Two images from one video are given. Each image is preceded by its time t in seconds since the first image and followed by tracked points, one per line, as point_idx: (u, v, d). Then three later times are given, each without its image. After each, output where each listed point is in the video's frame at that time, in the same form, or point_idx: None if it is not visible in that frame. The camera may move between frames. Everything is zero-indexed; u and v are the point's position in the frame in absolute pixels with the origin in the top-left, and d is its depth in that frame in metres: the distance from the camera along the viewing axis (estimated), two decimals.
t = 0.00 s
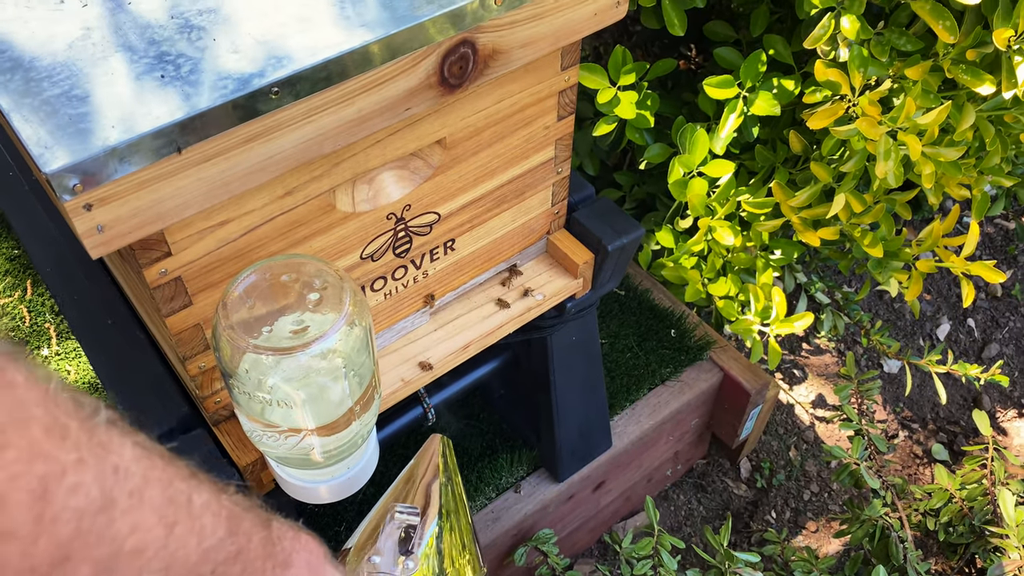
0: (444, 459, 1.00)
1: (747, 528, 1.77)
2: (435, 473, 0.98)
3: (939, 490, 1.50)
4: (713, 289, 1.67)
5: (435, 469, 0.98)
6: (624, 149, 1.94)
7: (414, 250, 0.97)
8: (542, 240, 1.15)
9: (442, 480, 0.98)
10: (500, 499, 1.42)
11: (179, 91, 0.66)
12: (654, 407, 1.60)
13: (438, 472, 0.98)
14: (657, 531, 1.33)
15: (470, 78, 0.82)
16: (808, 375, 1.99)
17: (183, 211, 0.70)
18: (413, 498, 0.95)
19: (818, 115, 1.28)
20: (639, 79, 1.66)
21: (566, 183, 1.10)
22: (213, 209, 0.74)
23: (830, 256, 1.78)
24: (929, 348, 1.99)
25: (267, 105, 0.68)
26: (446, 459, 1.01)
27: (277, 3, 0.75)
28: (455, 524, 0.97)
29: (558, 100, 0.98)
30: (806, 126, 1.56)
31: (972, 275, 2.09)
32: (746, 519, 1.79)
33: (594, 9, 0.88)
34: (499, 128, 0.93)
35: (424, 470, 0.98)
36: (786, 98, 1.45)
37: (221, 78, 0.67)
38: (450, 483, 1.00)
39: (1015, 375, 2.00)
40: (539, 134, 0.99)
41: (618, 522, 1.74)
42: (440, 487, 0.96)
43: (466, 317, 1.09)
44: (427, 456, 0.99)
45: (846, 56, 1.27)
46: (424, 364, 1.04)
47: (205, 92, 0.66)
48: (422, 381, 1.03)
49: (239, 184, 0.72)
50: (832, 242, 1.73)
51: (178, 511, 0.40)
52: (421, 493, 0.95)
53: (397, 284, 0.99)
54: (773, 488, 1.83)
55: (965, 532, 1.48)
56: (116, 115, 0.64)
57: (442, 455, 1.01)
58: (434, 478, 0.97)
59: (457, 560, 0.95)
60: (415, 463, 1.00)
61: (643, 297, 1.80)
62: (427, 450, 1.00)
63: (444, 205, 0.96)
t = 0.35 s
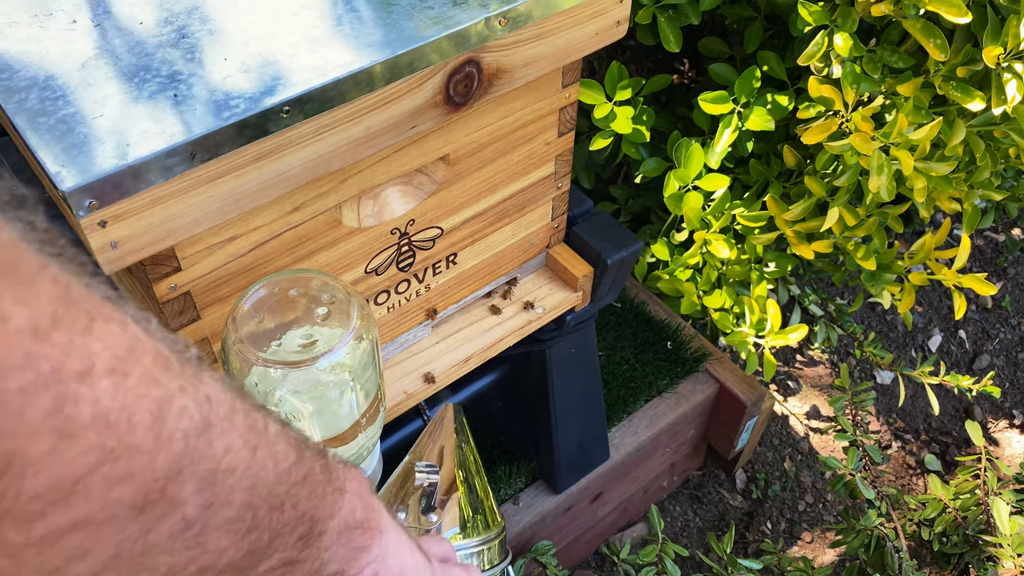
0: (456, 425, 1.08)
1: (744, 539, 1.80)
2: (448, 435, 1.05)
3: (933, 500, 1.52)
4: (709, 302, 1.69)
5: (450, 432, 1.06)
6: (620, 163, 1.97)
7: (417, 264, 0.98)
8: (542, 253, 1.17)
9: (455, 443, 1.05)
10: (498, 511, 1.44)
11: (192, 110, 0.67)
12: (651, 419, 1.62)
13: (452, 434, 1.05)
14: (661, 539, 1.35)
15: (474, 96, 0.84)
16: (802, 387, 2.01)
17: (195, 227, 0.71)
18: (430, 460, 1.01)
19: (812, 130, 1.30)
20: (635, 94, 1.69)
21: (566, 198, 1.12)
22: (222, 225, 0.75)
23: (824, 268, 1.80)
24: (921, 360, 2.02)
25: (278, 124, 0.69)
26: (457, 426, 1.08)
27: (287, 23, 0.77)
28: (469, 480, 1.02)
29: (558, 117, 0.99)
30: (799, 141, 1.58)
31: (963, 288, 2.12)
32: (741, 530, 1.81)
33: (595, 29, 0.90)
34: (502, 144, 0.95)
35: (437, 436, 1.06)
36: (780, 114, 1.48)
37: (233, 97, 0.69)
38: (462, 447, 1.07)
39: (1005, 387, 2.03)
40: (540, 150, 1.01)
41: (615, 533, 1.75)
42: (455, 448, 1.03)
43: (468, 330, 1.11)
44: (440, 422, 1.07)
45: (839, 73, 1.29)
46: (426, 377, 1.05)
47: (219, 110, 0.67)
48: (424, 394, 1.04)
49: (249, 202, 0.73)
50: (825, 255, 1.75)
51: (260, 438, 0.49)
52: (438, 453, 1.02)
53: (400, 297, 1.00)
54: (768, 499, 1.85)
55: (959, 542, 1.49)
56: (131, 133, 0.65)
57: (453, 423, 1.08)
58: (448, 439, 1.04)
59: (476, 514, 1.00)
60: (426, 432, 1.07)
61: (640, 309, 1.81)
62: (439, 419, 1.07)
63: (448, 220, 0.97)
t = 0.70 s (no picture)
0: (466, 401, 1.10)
1: (740, 548, 1.81)
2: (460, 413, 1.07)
3: (929, 509, 1.53)
4: (705, 311, 1.70)
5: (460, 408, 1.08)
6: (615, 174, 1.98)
7: (418, 275, 0.99)
8: (541, 264, 1.18)
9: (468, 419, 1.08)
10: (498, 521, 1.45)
11: (200, 124, 0.68)
12: (648, 428, 1.63)
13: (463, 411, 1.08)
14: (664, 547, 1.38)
15: (477, 110, 0.85)
16: (797, 397, 2.02)
17: (202, 240, 0.72)
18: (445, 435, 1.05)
19: (808, 142, 1.31)
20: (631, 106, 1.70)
21: (565, 210, 1.13)
22: (229, 238, 0.76)
23: (819, 278, 1.81)
24: (915, 369, 2.04)
25: (284, 138, 0.70)
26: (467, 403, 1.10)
27: (292, 38, 0.77)
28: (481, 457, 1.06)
29: (558, 130, 1.00)
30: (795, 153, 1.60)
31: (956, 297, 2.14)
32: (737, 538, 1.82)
33: (595, 45, 0.91)
34: (503, 157, 0.96)
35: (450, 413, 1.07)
36: (775, 126, 1.49)
37: (238, 111, 0.69)
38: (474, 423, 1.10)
39: (998, 395, 2.05)
40: (540, 163, 1.02)
41: (612, 543, 1.76)
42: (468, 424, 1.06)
43: (469, 341, 1.12)
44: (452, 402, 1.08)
45: (834, 86, 1.31)
46: (428, 388, 1.06)
47: (228, 124, 0.68)
48: (425, 405, 1.05)
49: (256, 215, 0.74)
50: (820, 265, 1.77)
51: (311, 393, 0.62)
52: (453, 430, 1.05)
53: (401, 309, 1.01)
54: (764, 508, 1.86)
55: (954, 551, 1.50)
56: (139, 148, 0.65)
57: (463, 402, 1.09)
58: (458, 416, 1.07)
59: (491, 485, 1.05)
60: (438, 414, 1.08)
61: (636, 319, 1.82)
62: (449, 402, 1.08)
63: (449, 232, 0.98)
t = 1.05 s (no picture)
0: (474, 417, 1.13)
1: (733, 556, 1.82)
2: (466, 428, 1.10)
3: (919, 517, 1.54)
4: (698, 321, 1.71)
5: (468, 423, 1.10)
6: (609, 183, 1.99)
7: (414, 286, 1.00)
8: (536, 274, 1.18)
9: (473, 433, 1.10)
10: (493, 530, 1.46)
11: (199, 139, 0.68)
12: (642, 437, 1.64)
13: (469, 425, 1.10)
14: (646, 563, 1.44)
15: (473, 123, 0.85)
16: (790, 405, 2.03)
17: (200, 252, 0.72)
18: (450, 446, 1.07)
19: (800, 153, 1.33)
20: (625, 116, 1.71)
21: (560, 220, 1.14)
22: (227, 251, 0.77)
23: (811, 287, 1.82)
24: (906, 377, 2.05)
25: (282, 152, 0.70)
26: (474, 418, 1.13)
27: (291, 52, 0.78)
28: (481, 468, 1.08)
29: (553, 142, 1.01)
30: (786, 163, 1.61)
31: (947, 306, 2.16)
32: (731, 547, 1.83)
33: (590, 58, 0.92)
34: (498, 169, 0.97)
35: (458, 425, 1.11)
36: (767, 136, 1.51)
37: (236, 125, 0.70)
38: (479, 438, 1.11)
39: (989, 403, 2.07)
40: (535, 175, 1.03)
41: (606, 551, 1.77)
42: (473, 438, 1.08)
43: (464, 351, 1.12)
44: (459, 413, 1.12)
45: (825, 98, 1.32)
46: (423, 399, 1.06)
47: (229, 138, 0.68)
48: (421, 415, 1.06)
49: (254, 228, 0.75)
50: (812, 274, 1.78)
51: (317, 404, 0.62)
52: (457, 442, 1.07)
53: (397, 319, 1.02)
54: (757, 515, 1.87)
55: (945, 559, 1.52)
56: (138, 163, 0.66)
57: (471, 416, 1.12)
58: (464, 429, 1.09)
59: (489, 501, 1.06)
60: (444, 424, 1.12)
61: (630, 328, 1.83)
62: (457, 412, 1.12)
63: (445, 243, 0.99)
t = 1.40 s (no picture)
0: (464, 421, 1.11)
1: (728, 558, 1.82)
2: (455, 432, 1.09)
3: (913, 518, 1.54)
4: (693, 323, 1.71)
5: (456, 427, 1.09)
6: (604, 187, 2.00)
7: (409, 287, 1.00)
8: (531, 276, 1.18)
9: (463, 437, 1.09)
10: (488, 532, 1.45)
11: (195, 139, 0.68)
12: (637, 439, 1.64)
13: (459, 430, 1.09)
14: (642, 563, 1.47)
15: (468, 125, 0.86)
16: (785, 408, 2.04)
17: (195, 253, 0.72)
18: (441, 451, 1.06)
19: (794, 156, 1.34)
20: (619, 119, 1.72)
21: (555, 222, 1.14)
22: (222, 251, 0.76)
23: (805, 290, 1.83)
24: (901, 380, 2.06)
25: (277, 152, 0.70)
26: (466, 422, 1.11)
27: (287, 53, 0.78)
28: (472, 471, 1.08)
29: (548, 144, 1.01)
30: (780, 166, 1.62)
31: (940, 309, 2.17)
32: (726, 549, 1.83)
33: (584, 60, 0.92)
34: (493, 171, 0.97)
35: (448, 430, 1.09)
36: (762, 139, 1.51)
37: (231, 126, 0.70)
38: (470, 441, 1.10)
39: (983, 406, 2.07)
40: (530, 177, 1.03)
41: (602, 554, 1.77)
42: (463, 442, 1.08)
43: (459, 353, 1.12)
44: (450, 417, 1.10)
45: (819, 100, 1.33)
46: (418, 400, 1.06)
47: (224, 139, 0.68)
48: (416, 417, 1.06)
49: (249, 228, 0.75)
50: (806, 277, 1.79)
51: (307, 413, 0.62)
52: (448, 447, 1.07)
53: (392, 320, 1.02)
54: (752, 518, 1.88)
55: (939, 560, 1.52)
56: (133, 163, 0.66)
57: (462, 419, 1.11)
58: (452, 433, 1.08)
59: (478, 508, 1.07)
60: (438, 429, 1.12)
61: (625, 330, 1.84)
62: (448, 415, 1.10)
63: (440, 245, 0.99)
